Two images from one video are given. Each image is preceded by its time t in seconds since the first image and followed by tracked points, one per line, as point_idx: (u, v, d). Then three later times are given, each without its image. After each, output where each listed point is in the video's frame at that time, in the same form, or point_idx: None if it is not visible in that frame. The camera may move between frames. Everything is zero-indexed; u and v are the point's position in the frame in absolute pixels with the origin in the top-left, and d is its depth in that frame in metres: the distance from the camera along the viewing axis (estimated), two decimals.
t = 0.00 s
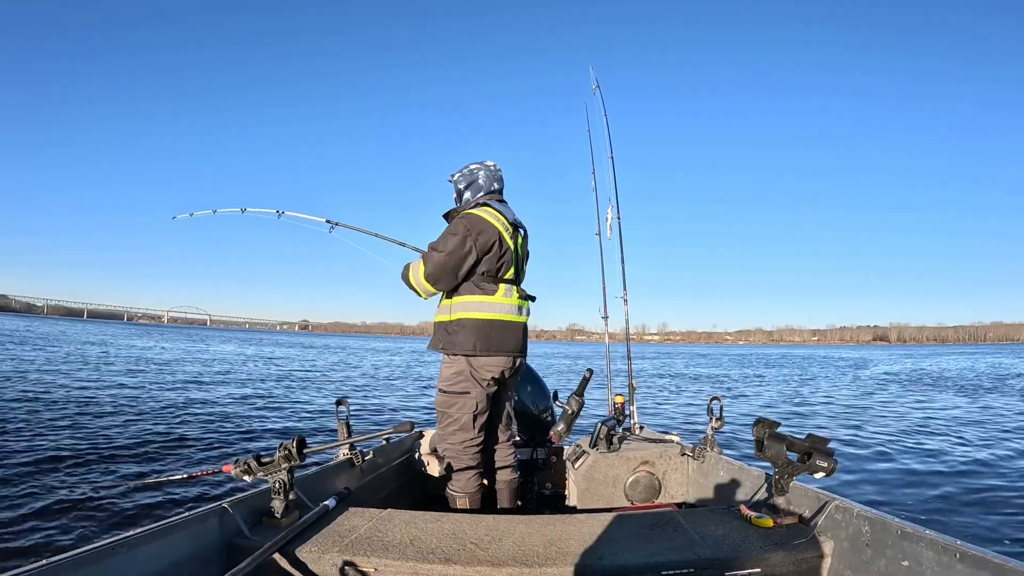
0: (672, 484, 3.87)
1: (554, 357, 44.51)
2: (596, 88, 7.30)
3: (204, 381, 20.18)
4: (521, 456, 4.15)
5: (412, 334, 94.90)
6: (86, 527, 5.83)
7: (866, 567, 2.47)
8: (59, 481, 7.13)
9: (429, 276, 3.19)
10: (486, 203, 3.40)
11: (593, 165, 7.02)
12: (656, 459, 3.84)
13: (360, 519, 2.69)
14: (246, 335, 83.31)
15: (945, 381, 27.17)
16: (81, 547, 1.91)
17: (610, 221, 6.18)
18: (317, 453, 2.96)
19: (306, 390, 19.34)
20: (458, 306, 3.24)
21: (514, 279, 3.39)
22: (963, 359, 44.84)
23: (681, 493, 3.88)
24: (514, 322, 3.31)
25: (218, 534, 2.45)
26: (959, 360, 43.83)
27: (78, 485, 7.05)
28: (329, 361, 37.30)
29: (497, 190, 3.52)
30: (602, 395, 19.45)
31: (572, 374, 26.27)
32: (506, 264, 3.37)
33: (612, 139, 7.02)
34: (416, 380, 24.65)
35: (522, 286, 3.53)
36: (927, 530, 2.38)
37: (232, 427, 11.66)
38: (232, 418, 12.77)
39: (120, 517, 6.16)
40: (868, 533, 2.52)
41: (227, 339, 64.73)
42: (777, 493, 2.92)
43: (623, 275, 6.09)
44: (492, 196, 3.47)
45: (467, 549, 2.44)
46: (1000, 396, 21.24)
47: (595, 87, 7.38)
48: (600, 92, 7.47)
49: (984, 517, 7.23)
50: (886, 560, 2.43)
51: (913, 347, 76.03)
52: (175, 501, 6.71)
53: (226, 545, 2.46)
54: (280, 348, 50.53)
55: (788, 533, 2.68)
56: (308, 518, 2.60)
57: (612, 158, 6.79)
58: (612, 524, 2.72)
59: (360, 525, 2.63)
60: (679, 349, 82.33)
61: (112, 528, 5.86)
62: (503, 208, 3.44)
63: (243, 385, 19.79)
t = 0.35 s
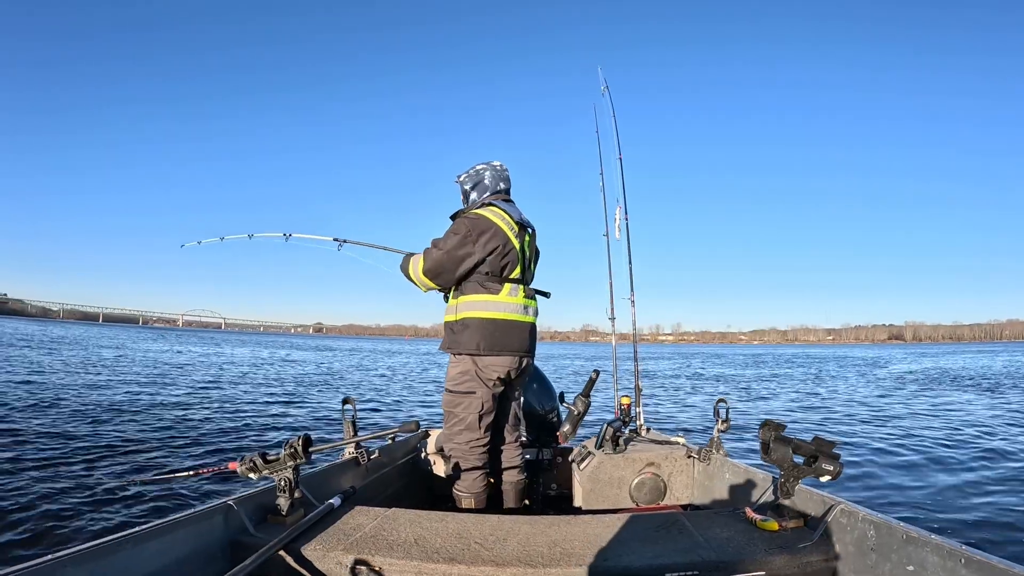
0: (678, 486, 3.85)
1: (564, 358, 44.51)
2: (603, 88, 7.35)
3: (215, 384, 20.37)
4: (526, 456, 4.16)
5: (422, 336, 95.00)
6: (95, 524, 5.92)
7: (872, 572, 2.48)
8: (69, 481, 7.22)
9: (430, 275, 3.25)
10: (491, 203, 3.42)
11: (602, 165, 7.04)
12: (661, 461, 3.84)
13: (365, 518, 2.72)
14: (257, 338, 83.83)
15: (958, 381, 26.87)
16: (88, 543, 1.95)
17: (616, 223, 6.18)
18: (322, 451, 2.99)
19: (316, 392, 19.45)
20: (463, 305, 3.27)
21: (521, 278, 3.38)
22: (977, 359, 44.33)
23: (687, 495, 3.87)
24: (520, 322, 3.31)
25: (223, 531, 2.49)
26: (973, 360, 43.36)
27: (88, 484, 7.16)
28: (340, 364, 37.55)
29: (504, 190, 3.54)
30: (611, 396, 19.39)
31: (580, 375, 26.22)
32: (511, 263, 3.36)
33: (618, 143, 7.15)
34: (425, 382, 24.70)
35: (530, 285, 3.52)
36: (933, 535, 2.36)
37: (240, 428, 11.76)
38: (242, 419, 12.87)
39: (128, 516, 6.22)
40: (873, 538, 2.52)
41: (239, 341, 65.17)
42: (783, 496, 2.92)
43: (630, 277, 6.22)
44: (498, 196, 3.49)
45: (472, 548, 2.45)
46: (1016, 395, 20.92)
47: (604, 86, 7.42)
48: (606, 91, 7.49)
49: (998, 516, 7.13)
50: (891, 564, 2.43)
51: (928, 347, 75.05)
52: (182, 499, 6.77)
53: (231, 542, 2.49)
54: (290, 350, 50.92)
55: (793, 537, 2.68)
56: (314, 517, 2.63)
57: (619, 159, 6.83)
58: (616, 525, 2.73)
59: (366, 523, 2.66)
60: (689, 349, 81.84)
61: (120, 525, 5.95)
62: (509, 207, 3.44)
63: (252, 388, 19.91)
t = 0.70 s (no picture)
0: (688, 488, 3.83)
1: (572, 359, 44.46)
2: (609, 89, 7.33)
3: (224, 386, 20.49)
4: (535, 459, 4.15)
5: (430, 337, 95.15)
6: (105, 529, 5.98)
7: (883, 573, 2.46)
8: (78, 486, 7.26)
9: (448, 286, 3.24)
10: (500, 207, 3.40)
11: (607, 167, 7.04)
12: (671, 463, 3.81)
13: (375, 522, 2.72)
14: (267, 340, 84.24)
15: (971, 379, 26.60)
16: (99, 548, 1.97)
17: (625, 224, 6.17)
18: (332, 455, 3.00)
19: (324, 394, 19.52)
20: (478, 314, 3.26)
21: (535, 283, 3.39)
22: (994, 357, 43.55)
23: (696, 497, 3.84)
24: (536, 327, 3.32)
25: (233, 536, 2.50)
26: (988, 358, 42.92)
27: (98, 488, 7.22)
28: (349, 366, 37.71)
29: (509, 195, 3.54)
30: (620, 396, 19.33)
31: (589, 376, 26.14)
32: (525, 268, 3.37)
33: (624, 144, 7.14)
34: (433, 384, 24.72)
35: (542, 288, 3.53)
36: (944, 534, 2.34)
37: (248, 431, 11.83)
38: (250, 422, 12.92)
39: (137, 521, 6.25)
40: (884, 538, 2.50)
41: (249, 343, 65.54)
42: (792, 496, 2.89)
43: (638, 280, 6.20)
44: (505, 200, 3.49)
45: (482, 552, 2.45)
46: None
47: (608, 88, 7.42)
48: (609, 93, 7.48)
49: (1013, 517, 7.03)
50: (903, 564, 2.41)
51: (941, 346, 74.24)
52: (190, 504, 6.79)
53: (240, 547, 2.50)
54: (300, 352, 51.19)
55: (804, 537, 2.65)
56: (324, 522, 2.63)
57: (625, 160, 6.82)
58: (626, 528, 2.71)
59: (375, 527, 2.66)
60: (698, 349, 81.39)
61: (130, 530, 6.00)
62: (518, 210, 3.44)
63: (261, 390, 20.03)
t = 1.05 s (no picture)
0: (691, 488, 3.82)
1: (573, 359, 44.46)
2: (613, 89, 7.31)
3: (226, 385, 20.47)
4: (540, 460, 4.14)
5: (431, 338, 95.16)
6: (106, 529, 5.97)
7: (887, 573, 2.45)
8: (80, 485, 7.24)
9: (456, 289, 3.23)
10: (503, 209, 3.40)
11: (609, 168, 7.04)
12: (674, 462, 3.80)
13: (378, 523, 2.71)
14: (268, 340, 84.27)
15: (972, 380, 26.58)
16: (102, 549, 1.96)
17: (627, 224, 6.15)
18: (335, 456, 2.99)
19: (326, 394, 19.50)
20: (486, 317, 3.24)
21: (541, 284, 3.39)
22: (996, 359, 43.60)
23: (700, 497, 3.84)
24: (544, 328, 3.31)
25: (235, 537, 2.49)
26: (989, 359, 42.97)
27: (99, 487, 7.22)
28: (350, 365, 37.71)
29: (510, 196, 3.53)
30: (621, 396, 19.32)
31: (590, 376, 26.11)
32: (531, 269, 3.37)
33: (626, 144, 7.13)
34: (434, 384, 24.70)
35: (547, 289, 3.53)
36: (948, 534, 2.33)
37: (250, 430, 11.83)
38: (252, 422, 12.89)
39: (139, 521, 6.24)
40: (888, 537, 2.49)
41: (250, 343, 65.50)
42: (795, 496, 2.89)
43: (641, 280, 6.18)
44: (507, 202, 3.48)
45: (485, 552, 2.44)
46: None
47: (611, 88, 7.41)
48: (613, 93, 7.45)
49: (1015, 518, 7.01)
50: (906, 564, 2.40)
51: (942, 347, 74.17)
52: (192, 504, 6.78)
53: (243, 548, 2.49)
54: (301, 351, 51.16)
55: (807, 538, 2.64)
56: (326, 522, 2.63)
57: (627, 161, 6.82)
58: (629, 529, 2.71)
59: (378, 528, 2.65)
60: (699, 350, 81.31)
61: (130, 530, 6.00)
62: (521, 211, 3.43)
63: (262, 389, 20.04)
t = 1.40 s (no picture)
0: (691, 488, 3.82)
1: (574, 360, 44.47)
2: (613, 90, 7.31)
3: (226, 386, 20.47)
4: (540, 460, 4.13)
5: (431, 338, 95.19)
6: (107, 529, 5.99)
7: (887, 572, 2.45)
8: (80, 486, 7.24)
9: (455, 289, 3.24)
10: (503, 208, 3.39)
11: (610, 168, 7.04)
12: (674, 463, 3.80)
13: (378, 523, 2.71)
14: (269, 340, 84.29)
15: (972, 381, 26.60)
16: (103, 549, 1.96)
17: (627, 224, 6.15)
18: (335, 456, 2.98)
19: (326, 395, 19.52)
20: (486, 317, 3.24)
21: (540, 283, 3.39)
22: (996, 359, 43.63)
23: (699, 497, 3.83)
24: (543, 328, 3.31)
25: (235, 537, 2.49)
26: (989, 360, 43.00)
27: (100, 487, 7.24)
28: (350, 365, 37.75)
29: (510, 195, 3.52)
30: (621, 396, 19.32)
31: (590, 376, 26.13)
32: (531, 268, 3.36)
33: (626, 145, 7.13)
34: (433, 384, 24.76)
35: (547, 289, 3.52)
36: (948, 534, 2.33)
37: (250, 430, 11.87)
38: (253, 422, 12.90)
39: (139, 521, 6.24)
40: (888, 537, 2.49)
41: (251, 343, 65.54)
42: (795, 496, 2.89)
43: (642, 280, 6.20)
44: (507, 201, 3.47)
45: (485, 552, 2.44)
46: None
47: (612, 89, 7.41)
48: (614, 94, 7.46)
49: (1016, 518, 7.01)
50: (907, 563, 2.40)
51: (942, 347, 74.16)
52: (192, 505, 6.78)
53: (243, 548, 2.49)
54: (301, 352, 51.20)
55: (807, 537, 2.64)
56: (327, 522, 2.63)
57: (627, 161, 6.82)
58: (630, 529, 2.71)
59: (378, 528, 2.65)
60: (699, 350, 81.31)
61: (130, 530, 6.01)
62: (521, 211, 3.42)
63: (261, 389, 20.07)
